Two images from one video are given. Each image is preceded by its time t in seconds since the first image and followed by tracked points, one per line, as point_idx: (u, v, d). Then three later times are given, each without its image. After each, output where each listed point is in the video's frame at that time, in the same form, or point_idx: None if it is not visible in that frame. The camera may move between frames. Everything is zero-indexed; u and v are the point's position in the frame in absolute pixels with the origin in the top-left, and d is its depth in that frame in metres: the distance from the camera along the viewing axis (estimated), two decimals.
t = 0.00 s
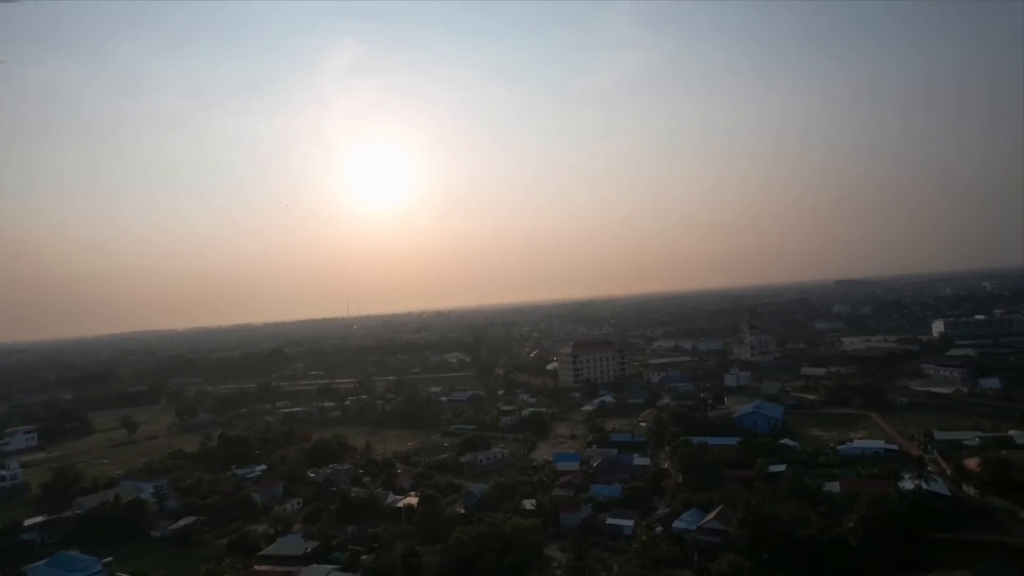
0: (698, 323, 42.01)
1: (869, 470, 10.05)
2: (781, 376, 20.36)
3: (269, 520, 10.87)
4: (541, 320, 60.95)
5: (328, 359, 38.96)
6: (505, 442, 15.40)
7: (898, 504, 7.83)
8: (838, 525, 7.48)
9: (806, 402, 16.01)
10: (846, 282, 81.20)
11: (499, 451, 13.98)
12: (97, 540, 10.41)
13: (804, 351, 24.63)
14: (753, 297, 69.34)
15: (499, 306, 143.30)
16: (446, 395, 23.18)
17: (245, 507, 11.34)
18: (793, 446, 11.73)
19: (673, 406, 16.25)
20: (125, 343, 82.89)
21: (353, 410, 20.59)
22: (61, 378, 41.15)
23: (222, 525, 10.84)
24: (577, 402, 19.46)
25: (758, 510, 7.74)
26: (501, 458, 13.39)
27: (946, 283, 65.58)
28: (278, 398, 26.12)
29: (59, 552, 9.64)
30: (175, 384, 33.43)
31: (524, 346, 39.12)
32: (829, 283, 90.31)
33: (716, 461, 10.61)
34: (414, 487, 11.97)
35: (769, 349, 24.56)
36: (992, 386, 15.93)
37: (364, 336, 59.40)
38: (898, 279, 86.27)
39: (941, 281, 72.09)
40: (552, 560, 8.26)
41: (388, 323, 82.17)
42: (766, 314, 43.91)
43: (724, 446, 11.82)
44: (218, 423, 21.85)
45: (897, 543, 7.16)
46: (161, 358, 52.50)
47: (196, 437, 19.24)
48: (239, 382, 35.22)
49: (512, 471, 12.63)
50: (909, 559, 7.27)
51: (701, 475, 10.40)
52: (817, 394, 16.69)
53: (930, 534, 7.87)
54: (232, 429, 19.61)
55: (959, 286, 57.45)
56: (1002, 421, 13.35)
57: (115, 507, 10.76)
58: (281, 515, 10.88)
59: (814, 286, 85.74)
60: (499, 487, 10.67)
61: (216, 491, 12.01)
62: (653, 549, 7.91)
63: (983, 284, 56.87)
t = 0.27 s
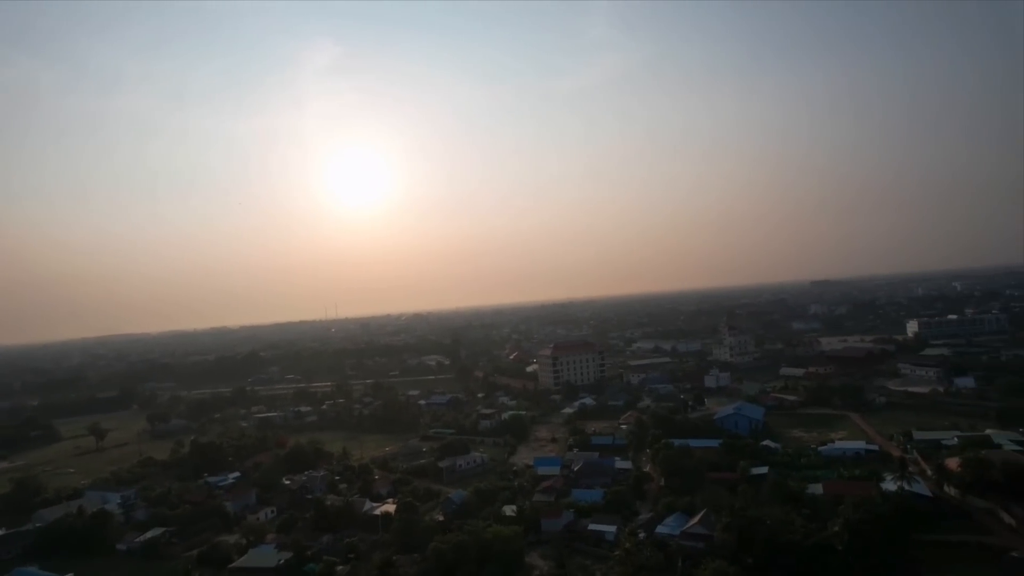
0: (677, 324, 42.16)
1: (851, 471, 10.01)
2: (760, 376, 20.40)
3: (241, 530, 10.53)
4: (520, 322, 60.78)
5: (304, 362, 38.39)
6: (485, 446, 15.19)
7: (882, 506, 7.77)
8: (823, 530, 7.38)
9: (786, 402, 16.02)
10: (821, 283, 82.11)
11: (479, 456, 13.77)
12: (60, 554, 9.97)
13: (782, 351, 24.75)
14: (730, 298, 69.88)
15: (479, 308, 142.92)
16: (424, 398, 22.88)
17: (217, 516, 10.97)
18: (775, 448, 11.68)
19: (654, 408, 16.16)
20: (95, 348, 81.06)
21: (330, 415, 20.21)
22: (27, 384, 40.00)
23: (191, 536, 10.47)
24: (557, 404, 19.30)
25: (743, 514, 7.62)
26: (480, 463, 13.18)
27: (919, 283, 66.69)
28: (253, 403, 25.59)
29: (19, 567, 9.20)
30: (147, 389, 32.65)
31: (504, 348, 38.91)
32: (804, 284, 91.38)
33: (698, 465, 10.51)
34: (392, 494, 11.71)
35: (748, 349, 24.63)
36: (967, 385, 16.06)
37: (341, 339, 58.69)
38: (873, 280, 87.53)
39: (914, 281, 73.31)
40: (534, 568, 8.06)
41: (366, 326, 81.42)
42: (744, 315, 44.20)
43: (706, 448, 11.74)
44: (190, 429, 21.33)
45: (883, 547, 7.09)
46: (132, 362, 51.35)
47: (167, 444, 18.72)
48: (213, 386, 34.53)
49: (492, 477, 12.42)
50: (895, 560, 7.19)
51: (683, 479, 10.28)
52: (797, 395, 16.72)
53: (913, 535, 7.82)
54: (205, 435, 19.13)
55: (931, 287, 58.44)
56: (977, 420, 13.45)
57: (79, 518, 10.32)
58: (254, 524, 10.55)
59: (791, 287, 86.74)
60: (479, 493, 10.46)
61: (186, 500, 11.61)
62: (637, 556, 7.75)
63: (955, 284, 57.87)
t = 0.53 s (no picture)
0: (656, 326, 42.28)
1: (832, 473, 9.95)
2: (739, 378, 20.42)
3: (211, 540, 10.18)
4: (499, 324, 60.56)
5: (280, 365, 37.79)
6: (464, 451, 14.96)
7: (865, 511, 7.69)
8: (808, 536, 7.27)
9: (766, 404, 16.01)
10: (796, 284, 83.11)
11: (458, 461, 13.54)
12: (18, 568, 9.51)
13: (760, 353, 24.84)
14: (708, 299, 70.38)
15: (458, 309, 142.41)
16: (402, 401, 22.57)
17: (186, 526, 10.59)
18: (756, 451, 11.61)
19: (634, 410, 16.05)
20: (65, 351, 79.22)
21: (305, 419, 19.82)
22: None
23: (159, 547, 10.08)
24: (537, 407, 19.12)
25: (727, 521, 7.49)
26: (459, 468, 12.95)
27: (893, 285, 67.67)
28: (227, 407, 25.06)
29: None
30: (117, 393, 31.86)
31: (483, 350, 38.67)
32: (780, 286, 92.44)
33: (679, 469, 10.38)
34: (368, 501, 11.43)
35: (727, 351, 24.68)
36: (942, 386, 16.18)
37: (318, 341, 58.00)
38: (848, 282, 88.74)
39: (888, 283, 74.41)
40: None
41: (344, 328, 80.65)
42: (722, 316, 44.41)
43: (687, 451, 11.64)
44: (162, 434, 20.79)
45: (867, 552, 6.99)
46: (102, 365, 50.17)
47: (137, 450, 18.19)
48: (186, 390, 33.81)
49: (471, 482, 12.20)
50: (879, 565, 7.10)
51: (664, 483, 10.15)
52: (776, 396, 16.72)
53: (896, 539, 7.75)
54: (177, 440, 18.64)
55: (904, 288, 59.35)
56: (954, 421, 13.52)
57: (40, 531, 9.87)
58: (225, 534, 10.20)
59: (768, 289, 87.59)
60: (458, 500, 10.23)
61: (154, 510, 11.20)
62: (619, 563, 7.58)
63: (927, 287, 58.80)
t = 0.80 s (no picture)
0: (636, 328, 42.32)
1: (814, 476, 9.88)
2: (718, 380, 20.42)
3: (179, 551, 9.81)
4: (479, 326, 60.28)
5: (255, 368, 37.14)
6: (442, 455, 14.72)
7: (848, 515, 7.61)
8: (793, 543, 7.15)
9: (745, 405, 15.98)
10: (773, 287, 84.01)
11: (436, 466, 13.30)
12: None
13: (739, 355, 24.91)
14: (686, 301, 70.76)
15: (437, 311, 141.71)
16: (380, 405, 22.24)
17: (152, 536, 10.21)
18: (737, 454, 11.53)
19: (615, 413, 15.92)
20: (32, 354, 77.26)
21: (280, 423, 19.41)
22: None
23: (124, 559, 9.69)
24: (516, 410, 18.94)
25: (710, 527, 7.34)
26: (437, 474, 12.71)
27: (867, 287, 68.67)
28: (200, 411, 24.50)
29: None
30: (86, 398, 31.03)
31: (462, 353, 38.38)
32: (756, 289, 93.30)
33: (660, 473, 10.24)
34: (344, 508, 11.15)
35: (706, 353, 24.71)
36: (919, 387, 16.28)
37: (295, 344, 57.21)
38: (823, 284, 89.89)
39: (862, 285, 75.49)
40: None
41: (322, 330, 79.77)
42: (700, 318, 44.60)
43: (668, 455, 11.51)
44: (131, 440, 20.22)
45: (853, 557, 6.89)
46: (71, 369, 48.92)
47: (105, 457, 17.64)
48: (158, 394, 33.07)
49: (449, 488, 11.97)
50: (864, 571, 7.01)
51: (645, 488, 10.01)
52: (755, 398, 16.70)
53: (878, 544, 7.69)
54: (146, 446, 18.10)
55: (878, 290, 60.21)
56: (931, 422, 13.58)
57: None
58: (194, 544, 9.85)
59: (745, 291, 88.40)
60: (436, 506, 10.00)
61: (120, 520, 10.79)
62: (599, 570, 7.41)
63: (900, 289, 59.67)
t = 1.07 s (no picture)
0: (615, 330, 42.34)
1: (795, 479, 9.81)
2: (698, 382, 20.41)
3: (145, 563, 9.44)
4: (458, 328, 59.92)
5: (230, 371, 36.46)
6: (420, 460, 14.46)
7: (832, 520, 7.52)
8: (777, 550, 7.02)
9: (725, 408, 15.95)
10: (749, 289, 84.76)
11: (414, 471, 13.04)
12: None
13: (718, 357, 24.94)
14: (665, 303, 71.07)
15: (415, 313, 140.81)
16: (357, 408, 21.89)
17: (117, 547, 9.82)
18: (718, 457, 11.44)
19: (595, 416, 15.78)
20: None
21: (255, 428, 18.98)
22: None
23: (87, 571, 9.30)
24: (496, 413, 18.73)
25: (694, 534, 7.20)
26: (415, 479, 12.46)
27: (842, 289, 69.61)
28: (171, 415, 23.92)
29: None
30: (53, 402, 30.18)
31: (441, 355, 38.06)
32: (733, 291, 94.09)
33: (642, 478, 10.10)
34: (319, 515, 10.86)
35: (686, 355, 24.72)
36: (896, 389, 16.36)
37: (271, 346, 56.39)
38: (800, 287, 90.99)
39: (837, 287, 76.54)
40: None
41: (299, 333, 78.78)
42: (679, 320, 44.73)
43: (649, 459, 11.37)
44: (99, 445, 19.64)
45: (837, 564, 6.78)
46: (39, 373, 47.59)
47: (71, 463, 17.08)
48: (129, 398, 32.29)
49: (428, 494, 11.72)
50: None
51: (627, 493, 9.87)
52: (735, 400, 16.67)
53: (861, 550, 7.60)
54: (114, 453, 17.56)
55: (853, 292, 60.98)
56: (909, 424, 13.62)
57: None
58: (161, 555, 9.49)
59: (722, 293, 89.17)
60: (414, 513, 9.75)
61: (83, 531, 10.38)
62: None
63: (875, 291, 60.54)
